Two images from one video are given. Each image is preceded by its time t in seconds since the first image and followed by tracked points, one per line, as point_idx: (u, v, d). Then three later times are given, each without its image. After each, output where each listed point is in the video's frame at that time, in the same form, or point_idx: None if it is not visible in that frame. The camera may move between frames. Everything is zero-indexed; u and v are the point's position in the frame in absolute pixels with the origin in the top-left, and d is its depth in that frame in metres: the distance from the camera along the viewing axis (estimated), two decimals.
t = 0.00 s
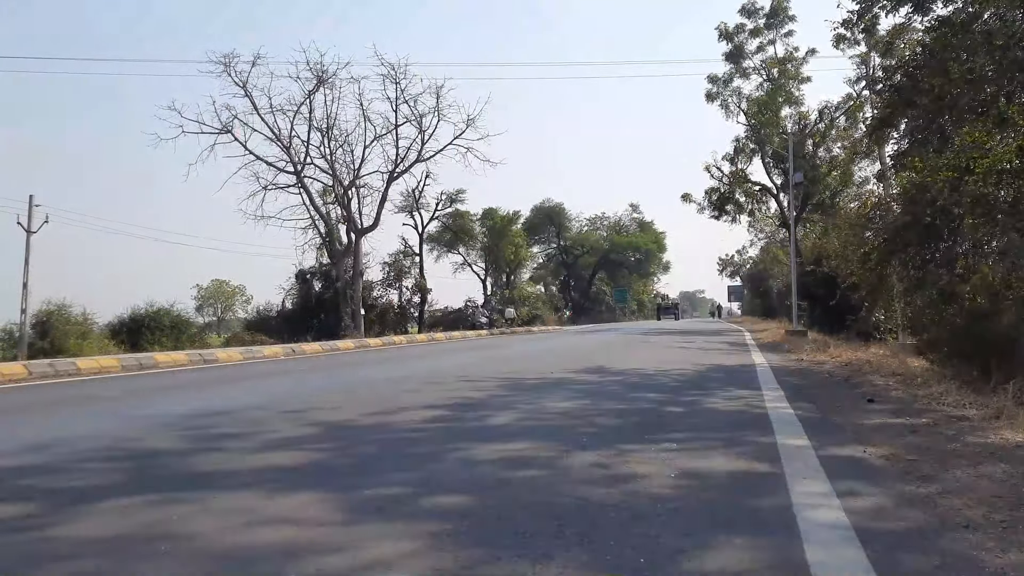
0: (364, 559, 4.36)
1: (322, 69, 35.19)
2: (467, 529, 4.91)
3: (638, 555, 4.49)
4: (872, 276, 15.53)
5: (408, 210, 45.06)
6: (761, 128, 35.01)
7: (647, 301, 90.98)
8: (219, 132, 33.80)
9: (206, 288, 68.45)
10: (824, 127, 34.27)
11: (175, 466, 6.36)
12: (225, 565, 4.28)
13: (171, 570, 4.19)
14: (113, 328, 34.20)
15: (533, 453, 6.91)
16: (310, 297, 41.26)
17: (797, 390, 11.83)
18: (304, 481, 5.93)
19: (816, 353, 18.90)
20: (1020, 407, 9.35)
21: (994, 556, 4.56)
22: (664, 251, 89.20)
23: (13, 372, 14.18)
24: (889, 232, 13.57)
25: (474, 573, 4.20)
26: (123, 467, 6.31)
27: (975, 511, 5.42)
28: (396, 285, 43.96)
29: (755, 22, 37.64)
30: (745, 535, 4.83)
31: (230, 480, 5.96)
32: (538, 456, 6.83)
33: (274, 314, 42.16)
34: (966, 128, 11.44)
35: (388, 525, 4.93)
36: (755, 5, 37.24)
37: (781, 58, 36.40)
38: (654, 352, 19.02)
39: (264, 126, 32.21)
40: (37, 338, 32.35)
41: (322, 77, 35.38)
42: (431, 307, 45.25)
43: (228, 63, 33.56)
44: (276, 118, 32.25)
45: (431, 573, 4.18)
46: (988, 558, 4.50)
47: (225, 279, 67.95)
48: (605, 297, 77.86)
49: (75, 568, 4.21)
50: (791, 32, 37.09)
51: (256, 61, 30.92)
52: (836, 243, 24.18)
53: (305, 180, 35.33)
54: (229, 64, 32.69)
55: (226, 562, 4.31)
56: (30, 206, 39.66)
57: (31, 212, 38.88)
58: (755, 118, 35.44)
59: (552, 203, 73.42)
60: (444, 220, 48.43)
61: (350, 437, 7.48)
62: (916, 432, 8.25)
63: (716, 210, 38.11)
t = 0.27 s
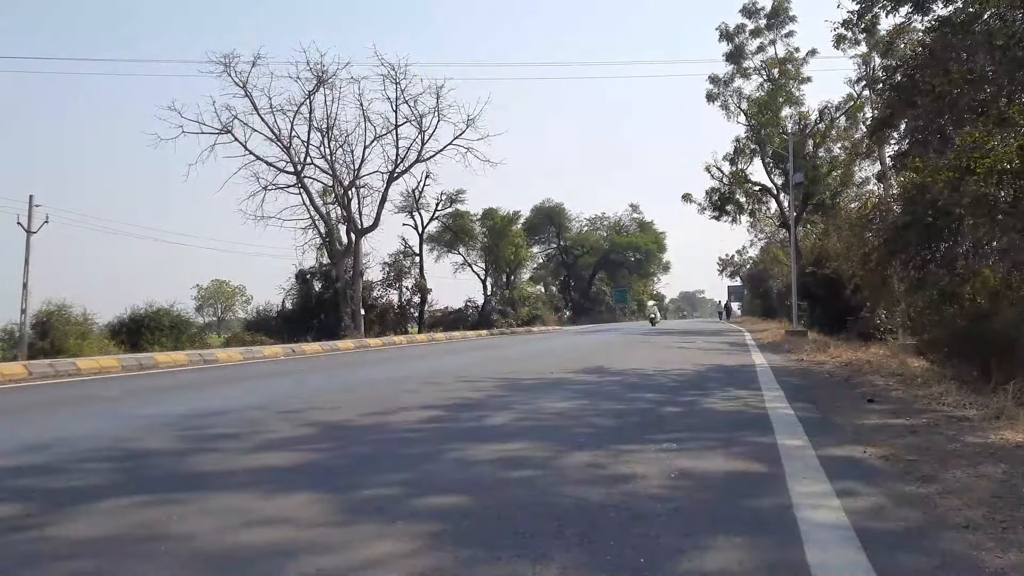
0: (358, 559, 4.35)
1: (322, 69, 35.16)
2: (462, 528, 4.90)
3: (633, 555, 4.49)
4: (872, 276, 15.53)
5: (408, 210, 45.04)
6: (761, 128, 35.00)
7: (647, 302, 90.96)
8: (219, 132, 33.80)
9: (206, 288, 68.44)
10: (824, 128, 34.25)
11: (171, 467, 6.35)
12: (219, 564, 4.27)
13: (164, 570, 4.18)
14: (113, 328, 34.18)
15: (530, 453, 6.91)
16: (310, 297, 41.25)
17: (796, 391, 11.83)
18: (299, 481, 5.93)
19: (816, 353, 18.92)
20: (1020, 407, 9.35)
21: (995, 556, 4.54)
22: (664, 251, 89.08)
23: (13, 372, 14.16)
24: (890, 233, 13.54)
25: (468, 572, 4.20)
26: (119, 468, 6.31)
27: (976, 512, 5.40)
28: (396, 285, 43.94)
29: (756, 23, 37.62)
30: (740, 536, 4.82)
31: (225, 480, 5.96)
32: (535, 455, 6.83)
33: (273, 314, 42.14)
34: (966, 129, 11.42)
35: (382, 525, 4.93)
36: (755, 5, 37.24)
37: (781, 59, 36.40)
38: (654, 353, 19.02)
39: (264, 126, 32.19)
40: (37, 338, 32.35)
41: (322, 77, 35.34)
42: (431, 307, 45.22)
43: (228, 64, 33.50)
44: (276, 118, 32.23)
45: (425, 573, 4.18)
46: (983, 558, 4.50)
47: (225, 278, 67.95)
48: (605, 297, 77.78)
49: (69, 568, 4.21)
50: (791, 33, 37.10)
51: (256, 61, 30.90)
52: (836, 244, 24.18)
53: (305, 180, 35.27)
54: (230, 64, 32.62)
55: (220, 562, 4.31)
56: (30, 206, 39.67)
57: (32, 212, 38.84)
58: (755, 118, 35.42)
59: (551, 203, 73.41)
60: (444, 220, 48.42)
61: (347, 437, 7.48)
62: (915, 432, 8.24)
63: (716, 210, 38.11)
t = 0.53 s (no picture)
0: (351, 559, 4.36)
1: (322, 69, 35.10)
2: (456, 528, 4.90)
3: (626, 554, 4.49)
4: (872, 276, 15.53)
5: (408, 210, 45.02)
6: (761, 129, 34.98)
7: (647, 302, 90.95)
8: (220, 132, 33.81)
9: (205, 289, 68.45)
10: (824, 128, 34.23)
11: (167, 467, 6.36)
12: (212, 565, 4.28)
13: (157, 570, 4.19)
14: (113, 328, 34.19)
15: (526, 453, 6.91)
16: (310, 297, 41.25)
17: (795, 391, 11.83)
18: (295, 481, 5.93)
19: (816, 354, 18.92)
20: (1019, 407, 9.35)
21: (993, 556, 4.55)
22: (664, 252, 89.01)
23: (14, 372, 14.18)
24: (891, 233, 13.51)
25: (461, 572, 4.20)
26: (115, 468, 6.32)
27: (975, 511, 5.40)
28: (396, 285, 43.92)
29: (756, 23, 37.60)
30: (735, 536, 4.82)
31: (221, 480, 5.96)
32: (531, 456, 6.83)
33: (274, 315, 42.15)
34: (967, 129, 11.39)
35: (376, 526, 4.93)
36: (755, 5, 37.23)
37: (781, 59, 36.38)
38: (654, 353, 19.03)
39: (265, 126, 32.20)
40: (37, 338, 32.36)
41: (322, 77, 35.30)
42: (431, 307, 45.20)
43: (228, 64, 33.45)
44: (276, 118, 32.23)
45: (418, 573, 4.18)
46: (975, 559, 4.49)
47: (225, 279, 67.95)
48: (605, 297, 77.75)
49: (62, 568, 4.21)
50: (791, 33, 37.09)
51: (256, 61, 30.90)
52: (836, 244, 24.18)
53: (305, 180, 35.23)
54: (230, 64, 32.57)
55: (213, 562, 4.31)
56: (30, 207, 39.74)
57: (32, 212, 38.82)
58: (755, 119, 35.40)
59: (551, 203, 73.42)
60: (444, 220, 48.42)
61: (343, 437, 7.49)
62: (915, 432, 8.25)
63: (716, 210, 38.10)
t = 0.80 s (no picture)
0: (347, 558, 4.37)
1: (322, 69, 35.11)
2: (451, 527, 4.90)
3: (620, 554, 4.50)
4: (872, 276, 15.54)
5: (408, 211, 45.03)
6: (761, 129, 34.97)
7: (648, 302, 90.95)
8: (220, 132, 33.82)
9: (205, 289, 68.47)
10: (824, 128, 34.22)
11: (163, 467, 6.36)
12: (208, 565, 4.29)
13: (154, 570, 4.19)
14: (113, 328, 34.20)
15: (522, 453, 6.92)
16: (310, 297, 41.26)
17: (794, 391, 11.84)
18: (291, 481, 5.94)
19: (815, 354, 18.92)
20: (1019, 407, 9.35)
21: (992, 556, 4.55)
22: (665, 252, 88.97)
23: (13, 372, 14.18)
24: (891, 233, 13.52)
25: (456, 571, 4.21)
26: (112, 468, 6.32)
27: (975, 511, 5.41)
28: (396, 285, 43.92)
29: (756, 23, 37.60)
30: (730, 536, 4.82)
31: (217, 480, 5.96)
32: (528, 456, 6.83)
33: (273, 315, 42.16)
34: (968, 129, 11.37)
35: (371, 525, 4.93)
36: (755, 5, 37.24)
37: (781, 59, 36.38)
38: (653, 352, 19.06)
39: (265, 127, 32.21)
40: (37, 338, 32.38)
41: (322, 77, 35.31)
42: (431, 307, 45.18)
43: (228, 64, 33.45)
44: (276, 118, 32.28)
45: (415, 573, 4.18)
46: (971, 559, 4.50)
47: (225, 279, 67.99)
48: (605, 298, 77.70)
49: (58, 568, 4.22)
50: (791, 33, 37.09)
51: (257, 61, 30.92)
52: (835, 244, 24.20)
53: (305, 180, 35.24)
54: (230, 65, 32.59)
55: (210, 562, 4.32)
56: (30, 207, 39.76)
57: (32, 213, 38.85)
58: (755, 119, 35.39)
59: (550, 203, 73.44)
60: (444, 221, 48.42)
61: (341, 437, 7.50)
62: (914, 433, 8.25)
63: (716, 211, 38.10)
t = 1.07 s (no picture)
0: (339, 558, 4.36)
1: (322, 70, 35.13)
2: (444, 527, 4.88)
3: (612, 554, 4.48)
4: (872, 277, 15.53)
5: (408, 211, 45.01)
6: (760, 130, 34.96)
7: (648, 302, 90.97)
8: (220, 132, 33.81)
9: (205, 290, 68.46)
10: (824, 129, 34.21)
11: (158, 466, 6.34)
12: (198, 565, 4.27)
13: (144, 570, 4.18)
14: (112, 329, 34.17)
15: (518, 453, 6.90)
16: (310, 297, 41.24)
17: (793, 391, 11.82)
18: (285, 480, 5.92)
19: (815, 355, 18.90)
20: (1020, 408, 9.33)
21: (993, 555, 4.53)
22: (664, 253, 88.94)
23: (13, 371, 14.17)
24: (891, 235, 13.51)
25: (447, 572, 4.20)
26: (107, 467, 6.31)
27: (975, 511, 5.38)
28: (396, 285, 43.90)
29: (755, 24, 37.60)
30: (725, 536, 4.80)
31: (211, 480, 5.95)
32: (524, 455, 6.81)
33: (273, 315, 42.15)
34: (968, 130, 11.36)
35: (363, 525, 4.92)
36: (755, 6, 37.25)
37: (781, 61, 36.38)
38: (653, 352, 19.04)
39: (265, 127, 32.23)
40: (37, 338, 32.36)
41: (322, 78, 35.31)
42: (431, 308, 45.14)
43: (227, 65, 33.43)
44: (276, 119, 32.28)
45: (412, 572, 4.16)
46: (967, 559, 4.47)
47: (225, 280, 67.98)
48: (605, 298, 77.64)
49: (48, 569, 4.20)
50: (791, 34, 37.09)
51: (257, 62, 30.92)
52: (836, 245, 24.20)
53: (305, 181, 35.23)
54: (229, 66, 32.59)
55: (200, 562, 4.30)
56: (30, 207, 39.76)
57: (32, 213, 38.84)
58: (755, 120, 35.37)
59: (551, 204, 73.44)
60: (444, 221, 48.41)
61: (337, 437, 7.48)
62: (914, 432, 8.22)
63: (716, 211, 38.09)
